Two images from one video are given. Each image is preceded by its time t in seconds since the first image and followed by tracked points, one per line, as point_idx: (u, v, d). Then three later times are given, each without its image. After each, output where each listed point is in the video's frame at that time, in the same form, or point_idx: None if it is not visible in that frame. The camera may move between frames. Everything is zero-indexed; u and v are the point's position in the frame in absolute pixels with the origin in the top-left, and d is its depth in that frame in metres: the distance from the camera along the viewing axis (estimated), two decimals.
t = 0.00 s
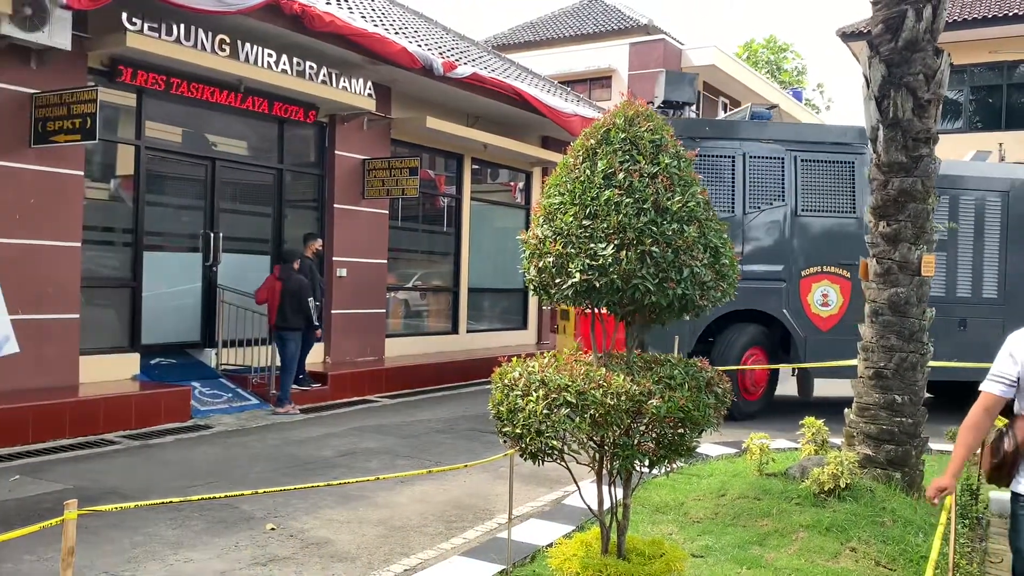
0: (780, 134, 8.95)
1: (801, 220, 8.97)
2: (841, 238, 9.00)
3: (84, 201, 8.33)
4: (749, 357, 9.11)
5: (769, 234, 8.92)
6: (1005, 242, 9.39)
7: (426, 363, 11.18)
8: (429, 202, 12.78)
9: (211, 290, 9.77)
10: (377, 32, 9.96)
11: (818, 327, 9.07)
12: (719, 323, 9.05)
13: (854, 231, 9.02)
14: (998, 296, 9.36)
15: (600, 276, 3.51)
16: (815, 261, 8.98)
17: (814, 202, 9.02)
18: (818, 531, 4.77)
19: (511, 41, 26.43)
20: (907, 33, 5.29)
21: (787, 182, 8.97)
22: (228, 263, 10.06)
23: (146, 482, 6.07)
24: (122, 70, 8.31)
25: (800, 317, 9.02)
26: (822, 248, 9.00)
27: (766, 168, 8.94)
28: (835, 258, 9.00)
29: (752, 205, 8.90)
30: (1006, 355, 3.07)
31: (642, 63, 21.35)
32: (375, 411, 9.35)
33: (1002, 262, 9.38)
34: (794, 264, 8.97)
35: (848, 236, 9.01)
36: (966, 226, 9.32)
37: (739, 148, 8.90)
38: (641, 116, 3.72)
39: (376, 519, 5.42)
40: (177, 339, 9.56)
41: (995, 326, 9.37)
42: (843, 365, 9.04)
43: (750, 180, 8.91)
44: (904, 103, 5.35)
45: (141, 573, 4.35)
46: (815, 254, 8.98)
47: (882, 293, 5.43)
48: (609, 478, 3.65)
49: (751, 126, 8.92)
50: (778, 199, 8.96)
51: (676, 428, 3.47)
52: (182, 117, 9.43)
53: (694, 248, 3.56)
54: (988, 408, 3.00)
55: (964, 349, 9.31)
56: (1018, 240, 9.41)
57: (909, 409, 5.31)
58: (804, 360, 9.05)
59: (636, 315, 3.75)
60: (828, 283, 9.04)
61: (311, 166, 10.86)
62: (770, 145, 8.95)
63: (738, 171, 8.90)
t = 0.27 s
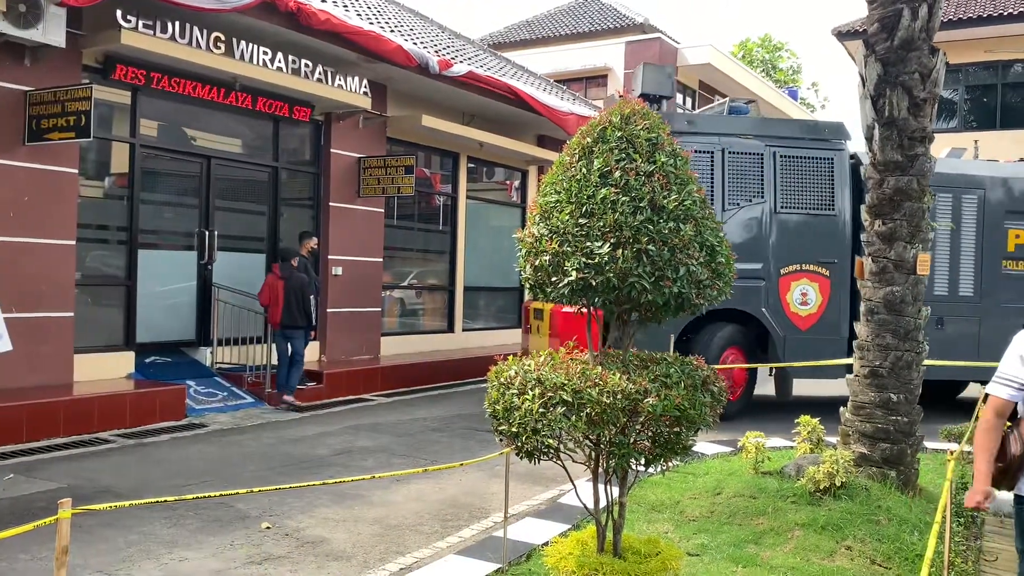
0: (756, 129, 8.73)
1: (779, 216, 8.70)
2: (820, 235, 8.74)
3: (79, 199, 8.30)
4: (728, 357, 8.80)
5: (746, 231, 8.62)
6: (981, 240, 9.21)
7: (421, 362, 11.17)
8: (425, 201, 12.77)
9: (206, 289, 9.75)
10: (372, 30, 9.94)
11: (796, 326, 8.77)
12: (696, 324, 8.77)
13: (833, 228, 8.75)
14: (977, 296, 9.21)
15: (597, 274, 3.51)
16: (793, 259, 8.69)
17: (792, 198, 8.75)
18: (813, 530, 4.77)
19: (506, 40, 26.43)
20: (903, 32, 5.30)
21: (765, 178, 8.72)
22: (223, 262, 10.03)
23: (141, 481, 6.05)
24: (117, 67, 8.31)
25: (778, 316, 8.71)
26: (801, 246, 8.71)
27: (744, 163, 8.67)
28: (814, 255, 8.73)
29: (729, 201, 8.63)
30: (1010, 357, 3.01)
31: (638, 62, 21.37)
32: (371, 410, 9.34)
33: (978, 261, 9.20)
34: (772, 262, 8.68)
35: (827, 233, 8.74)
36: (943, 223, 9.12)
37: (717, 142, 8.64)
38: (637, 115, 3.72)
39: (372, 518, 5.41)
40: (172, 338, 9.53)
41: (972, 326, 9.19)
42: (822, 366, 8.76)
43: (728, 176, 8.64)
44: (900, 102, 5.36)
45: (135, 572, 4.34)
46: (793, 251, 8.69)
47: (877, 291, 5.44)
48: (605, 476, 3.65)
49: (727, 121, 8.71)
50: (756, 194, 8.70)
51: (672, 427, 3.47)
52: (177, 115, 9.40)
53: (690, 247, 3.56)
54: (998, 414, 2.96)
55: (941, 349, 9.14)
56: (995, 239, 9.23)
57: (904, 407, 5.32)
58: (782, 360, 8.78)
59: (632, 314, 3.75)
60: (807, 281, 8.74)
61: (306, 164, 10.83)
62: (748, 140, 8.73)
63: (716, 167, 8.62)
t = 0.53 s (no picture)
0: (736, 124, 8.44)
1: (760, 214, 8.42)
2: (801, 232, 8.49)
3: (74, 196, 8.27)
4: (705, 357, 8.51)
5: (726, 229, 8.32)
6: (960, 238, 9.13)
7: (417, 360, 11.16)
8: (422, 199, 12.76)
9: (202, 287, 9.72)
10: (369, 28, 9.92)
11: (776, 326, 8.52)
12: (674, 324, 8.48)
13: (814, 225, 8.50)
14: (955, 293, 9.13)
15: (594, 272, 3.50)
16: (774, 256, 8.43)
17: (773, 195, 8.48)
18: (809, 528, 4.78)
19: (503, 37, 26.43)
20: (900, 31, 5.30)
21: (746, 173, 8.41)
22: (219, 260, 10.01)
23: (137, 480, 6.04)
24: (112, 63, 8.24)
25: (759, 316, 8.44)
26: (782, 243, 8.45)
27: (724, 160, 8.37)
28: (794, 252, 8.49)
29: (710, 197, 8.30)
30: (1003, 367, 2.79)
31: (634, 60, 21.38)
32: (367, 408, 9.33)
33: (955, 260, 9.13)
34: (753, 260, 8.39)
35: (807, 231, 8.50)
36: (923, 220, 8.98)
37: (697, 137, 8.31)
38: (634, 113, 3.71)
39: (368, 517, 5.40)
40: (168, 336, 9.51)
41: (951, 324, 9.12)
42: (802, 365, 8.54)
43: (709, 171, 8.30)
44: (897, 101, 5.36)
45: (131, 571, 4.33)
46: (773, 249, 8.42)
47: (874, 290, 5.44)
48: (601, 475, 3.65)
49: (706, 116, 8.39)
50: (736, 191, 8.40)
51: (668, 425, 3.47)
52: (172, 112, 9.36)
53: (687, 246, 3.56)
54: (999, 432, 2.71)
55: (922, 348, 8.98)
56: (973, 237, 9.16)
57: (901, 406, 5.33)
58: (762, 360, 8.53)
59: (629, 313, 3.74)
60: (788, 279, 8.48)
61: (302, 162, 10.81)
62: (728, 135, 8.42)
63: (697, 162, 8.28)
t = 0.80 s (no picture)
0: (717, 120, 8.32)
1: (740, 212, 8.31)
2: (781, 231, 8.39)
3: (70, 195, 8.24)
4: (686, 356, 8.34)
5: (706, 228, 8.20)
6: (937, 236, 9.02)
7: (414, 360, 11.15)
8: (418, 199, 12.75)
9: (198, 286, 9.70)
10: (366, 27, 9.91)
11: (756, 326, 8.37)
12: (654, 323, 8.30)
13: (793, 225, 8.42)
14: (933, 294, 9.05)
15: (590, 272, 3.50)
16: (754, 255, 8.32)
17: (753, 193, 8.38)
18: (806, 528, 4.78)
19: (500, 37, 26.41)
20: (897, 30, 5.30)
21: (726, 170, 8.30)
22: (215, 259, 9.99)
23: (133, 479, 6.02)
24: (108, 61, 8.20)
25: (739, 316, 8.29)
26: (761, 241, 8.33)
27: (704, 156, 8.24)
28: (775, 251, 8.37)
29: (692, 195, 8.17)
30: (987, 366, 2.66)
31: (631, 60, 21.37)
32: (364, 408, 9.32)
33: (935, 260, 9.01)
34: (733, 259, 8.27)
35: (787, 229, 8.41)
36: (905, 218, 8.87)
37: (677, 133, 8.16)
38: (631, 112, 3.70)
39: (365, 516, 5.39)
40: (164, 335, 9.49)
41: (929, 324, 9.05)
42: (783, 365, 8.38)
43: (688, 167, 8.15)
44: (894, 100, 5.36)
45: (127, 571, 4.31)
46: (754, 248, 8.32)
47: (870, 290, 5.44)
48: (598, 474, 3.64)
49: (685, 111, 8.26)
50: (717, 188, 8.29)
51: (665, 424, 3.46)
52: (168, 111, 9.34)
53: (684, 245, 3.55)
54: (984, 437, 2.58)
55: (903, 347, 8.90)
56: (950, 238, 9.04)
57: (897, 405, 5.34)
58: (742, 360, 8.35)
59: (626, 312, 3.74)
60: (768, 279, 8.36)
61: (299, 161, 10.79)
62: (709, 131, 8.29)
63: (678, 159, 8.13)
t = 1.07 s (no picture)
0: (696, 116, 8.20)
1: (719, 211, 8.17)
2: (760, 229, 8.28)
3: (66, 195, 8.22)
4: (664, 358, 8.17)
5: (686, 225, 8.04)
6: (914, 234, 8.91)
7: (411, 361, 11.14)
8: (415, 200, 12.75)
9: (195, 287, 9.69)
10: (363, 28, 9.91)
11: (735, 327, 8.25)
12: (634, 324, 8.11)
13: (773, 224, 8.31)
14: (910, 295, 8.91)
15: (587, 273, 3.50)
16: (734, 255, 8.17)
17: (732, 191, 8.25)
18: (803, 528, 4.79)
19: (496, 38, 26.43)
20: (893, 32, 5.31)
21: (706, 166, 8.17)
22: (212, 259, 9.97)
23: (130, 481, 6.02)
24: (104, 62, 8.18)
25: (717, 316, 8.18)
26: (742, 241, 8.20)
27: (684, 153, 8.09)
28: (755, 251, 8.24)
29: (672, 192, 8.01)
30: (990, 374, 2.62)
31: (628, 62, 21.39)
32: (361, 409, 9.32)
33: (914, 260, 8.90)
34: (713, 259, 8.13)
35: (766, 228, 8.29)
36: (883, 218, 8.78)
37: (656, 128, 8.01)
38: (628, 114, 3.70)
39: (361, 518, 5.39)
40: (161, 336, 9.47)
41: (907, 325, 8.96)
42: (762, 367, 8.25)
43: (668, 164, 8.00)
44: (890, 102, 5.37)
45: (123, 572, 4.31)
46: (734, 247, 8.17)
47: (866, 291, 5.45)
48: (595, 476, 3.64)
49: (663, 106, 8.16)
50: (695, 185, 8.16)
51: (662, 426, 3.46)
52: (164, 112, 9.33)
53: (680, 246, 3.56)
54: (995, 447, 2.53)
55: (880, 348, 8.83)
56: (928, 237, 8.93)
57: (893, 406, 5.34)
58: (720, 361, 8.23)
59: (623, 314, 3.73)
60: (747, 279, 8.24)
61: (296, 162, 10.78)
62: (689, 127, 8.17)
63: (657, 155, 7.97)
